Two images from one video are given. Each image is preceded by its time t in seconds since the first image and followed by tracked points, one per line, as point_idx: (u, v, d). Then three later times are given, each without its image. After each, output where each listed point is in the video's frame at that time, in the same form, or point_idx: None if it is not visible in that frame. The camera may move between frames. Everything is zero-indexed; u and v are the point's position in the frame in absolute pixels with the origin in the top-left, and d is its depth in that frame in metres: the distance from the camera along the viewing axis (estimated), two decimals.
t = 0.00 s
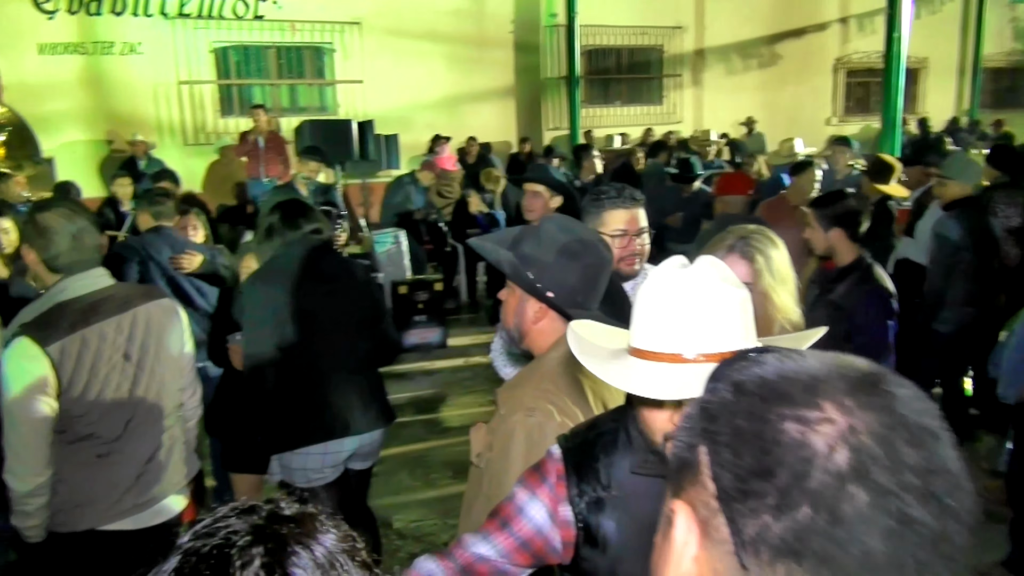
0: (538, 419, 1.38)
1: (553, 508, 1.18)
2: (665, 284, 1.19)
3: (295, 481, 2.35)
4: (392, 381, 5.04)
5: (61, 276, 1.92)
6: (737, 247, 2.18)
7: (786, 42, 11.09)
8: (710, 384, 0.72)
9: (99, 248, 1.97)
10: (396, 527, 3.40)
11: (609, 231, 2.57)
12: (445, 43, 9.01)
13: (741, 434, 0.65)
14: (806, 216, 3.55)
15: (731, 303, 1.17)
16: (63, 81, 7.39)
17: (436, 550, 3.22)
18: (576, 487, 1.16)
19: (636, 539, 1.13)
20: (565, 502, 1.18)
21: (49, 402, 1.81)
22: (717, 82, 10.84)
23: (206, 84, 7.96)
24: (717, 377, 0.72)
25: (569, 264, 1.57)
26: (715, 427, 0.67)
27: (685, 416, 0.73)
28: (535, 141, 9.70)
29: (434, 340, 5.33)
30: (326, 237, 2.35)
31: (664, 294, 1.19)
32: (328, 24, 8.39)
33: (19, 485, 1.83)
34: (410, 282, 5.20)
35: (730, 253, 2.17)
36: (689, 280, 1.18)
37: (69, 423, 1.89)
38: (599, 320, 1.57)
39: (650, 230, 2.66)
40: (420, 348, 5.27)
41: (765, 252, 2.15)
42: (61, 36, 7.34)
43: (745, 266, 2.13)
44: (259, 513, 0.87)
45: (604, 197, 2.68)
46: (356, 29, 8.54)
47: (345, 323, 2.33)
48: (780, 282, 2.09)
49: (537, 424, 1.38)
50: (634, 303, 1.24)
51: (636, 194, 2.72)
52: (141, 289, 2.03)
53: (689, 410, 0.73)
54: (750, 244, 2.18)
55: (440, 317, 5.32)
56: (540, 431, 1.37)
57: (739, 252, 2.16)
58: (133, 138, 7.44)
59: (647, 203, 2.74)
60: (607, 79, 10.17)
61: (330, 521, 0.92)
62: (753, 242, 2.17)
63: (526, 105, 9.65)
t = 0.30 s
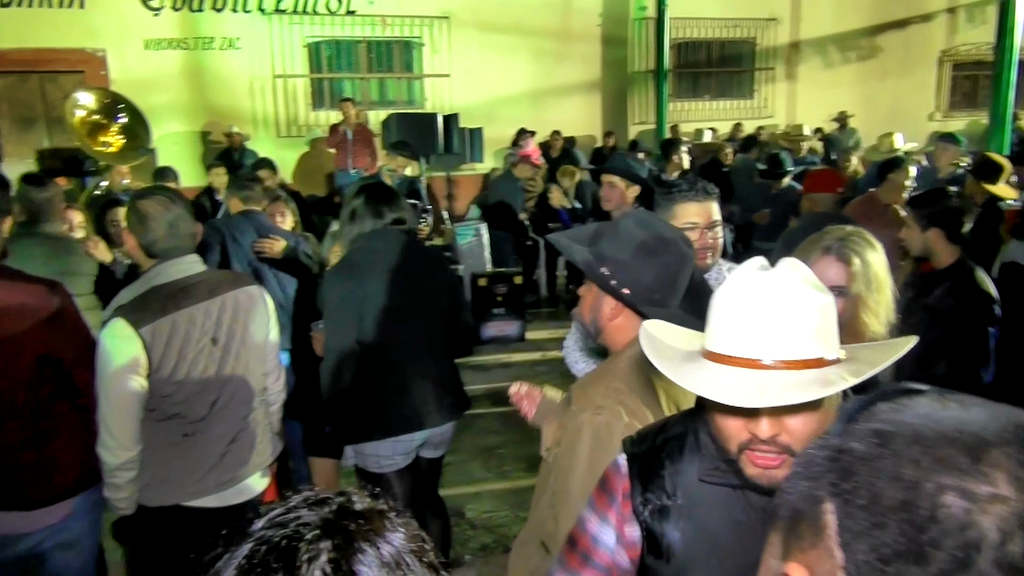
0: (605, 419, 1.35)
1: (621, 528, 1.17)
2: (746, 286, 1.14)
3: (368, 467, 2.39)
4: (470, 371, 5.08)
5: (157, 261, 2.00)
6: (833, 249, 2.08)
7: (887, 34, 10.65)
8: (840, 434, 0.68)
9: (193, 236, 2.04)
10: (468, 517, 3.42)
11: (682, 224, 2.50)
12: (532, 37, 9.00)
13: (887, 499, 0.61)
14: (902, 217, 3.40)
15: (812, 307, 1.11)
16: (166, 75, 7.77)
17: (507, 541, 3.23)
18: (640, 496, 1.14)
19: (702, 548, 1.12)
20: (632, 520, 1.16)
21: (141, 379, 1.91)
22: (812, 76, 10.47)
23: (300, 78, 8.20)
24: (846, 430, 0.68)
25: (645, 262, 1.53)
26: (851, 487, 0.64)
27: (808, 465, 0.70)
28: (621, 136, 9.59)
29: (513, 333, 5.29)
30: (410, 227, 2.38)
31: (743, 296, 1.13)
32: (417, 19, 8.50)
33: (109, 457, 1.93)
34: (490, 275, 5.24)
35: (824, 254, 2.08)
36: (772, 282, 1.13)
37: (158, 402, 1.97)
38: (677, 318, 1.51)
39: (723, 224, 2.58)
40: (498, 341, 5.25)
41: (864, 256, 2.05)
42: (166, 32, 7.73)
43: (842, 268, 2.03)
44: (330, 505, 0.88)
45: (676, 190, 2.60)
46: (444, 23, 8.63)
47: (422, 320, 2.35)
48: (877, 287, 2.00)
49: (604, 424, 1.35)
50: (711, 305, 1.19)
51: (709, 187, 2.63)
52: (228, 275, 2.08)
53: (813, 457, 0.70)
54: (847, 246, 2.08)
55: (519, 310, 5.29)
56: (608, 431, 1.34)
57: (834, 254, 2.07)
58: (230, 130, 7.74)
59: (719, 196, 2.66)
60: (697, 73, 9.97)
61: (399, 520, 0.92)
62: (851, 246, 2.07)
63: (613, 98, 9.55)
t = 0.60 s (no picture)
0: (691, 419, 1.43)
1: (681, 534, 1.23)
2: (806, 288, 1.10)
3: (443, 455, 2.43)
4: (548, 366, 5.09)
5: (248, 249, 2.07)
6: (922, 249, 2.00)
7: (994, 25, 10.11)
8: (931, 477, 0.70)
9: (282, 227, 2.11)
10: (542, 510, 3.44)
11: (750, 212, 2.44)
12: (618, 31, 8.93)
13: (983, 555, 0.61)
14: (1000, 218, 3.23)
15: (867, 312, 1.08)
16: (261, 71, 8.06)
17: (580, 535, 3.23)
18: (696, 500, 1.18)
19: (757, 551, 1.16)
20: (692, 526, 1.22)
21: (230, 362, 1.98)
22: (911, 69, 10.04)
23: (389, 73, 8.35)
24: (939, 473, 0.70)
25: (728, 257, 1.49)
26: (939, 540, 0.64)
27: (895, 504, 0.73)
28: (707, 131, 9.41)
29: (592, 329, 5.20)
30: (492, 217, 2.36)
31: (802, 298, 1.10)
32: (504, 14, 8.55)
33: (197, 437, 2.02)
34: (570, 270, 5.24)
35: (912, 254, 2.00)
36: (835, 287, 1.09)
37: (245, 386, 2.05)
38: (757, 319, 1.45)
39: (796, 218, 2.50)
40: (578, 337, 5.20)
41: (959, 256, 1.95)
42: (262, 30, 8.01)
43: (932, 268, 1.95)
44: (410, 497, 0.90)
45: (750, 182, 2.54)
46: (531, 18, 8.65)
47: (504, 321, 2.36)
48: (969, 289, 1.91)
49: (688, 424, 1.43)
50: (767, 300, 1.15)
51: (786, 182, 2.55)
52: (314, 266, 2.14)
53: (902, 495, 0.73)
54: (941, 246, 1.99)
55: (599, 306, 5.19)
56: (693, 429, 1.42)
57: (923, 255, 1.98)
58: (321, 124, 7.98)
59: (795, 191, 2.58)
60: (788, 67, 9.69)
61: (477, 514, 0.93)
62: (942, 246, 1.98)
63: (700, 93, 9.37)
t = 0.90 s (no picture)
0: (770, 412, 1.42)
1: (731, 538, 1.25)
2: (873, 282, 1.08)
3: (514, 447, 2.45)
4: (621, 363, 5.06)
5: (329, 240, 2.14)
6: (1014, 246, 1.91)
7: None
8: None
9: (364, 218, 2.18)
10: (614, 507, 3.43)
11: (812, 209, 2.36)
12: (700, 25, 8.78)
13: None
14: None
15: (945, 301, 1.08)
16: (345, 67, 8.25)
17: (651, 534, 3.21)
18: (745, 504, 1.19)
19: (806, 555, 1.15)
20: (740, 529, 1.24)
21: (310, 347, 2.05)
22: (1011, 63, 9.55)
23: (468, 69, 8.42)
24: None
25: (815, 253, 1.45)
26: None
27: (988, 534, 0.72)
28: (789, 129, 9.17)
29: (667, 327, 5.28)
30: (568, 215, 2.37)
31: (875, 291, 1.08)
32: (583, 8, 8.52)
33: (280, 420, 2.10)
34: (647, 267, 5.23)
35: (1001, 252, 1.92)
36: (909, 277, 1.08)
37: (324, 372, 2.11)
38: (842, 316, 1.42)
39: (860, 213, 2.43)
40: (652, 334, 5.24)
41: None
42: (348, 25, 8.19)
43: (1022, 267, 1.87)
44: (473, 487, 0.93)
45: (809, 178, 2.46)
46: (611, 13, 8.59)
47: (581, 321, 2.37)
48: None
49: (768, 416, 1.42)
50: (823, 303, 1.13)
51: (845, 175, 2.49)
52: (394, 257, 2.19)
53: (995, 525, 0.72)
54: None
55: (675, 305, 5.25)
56: (771, 423, 1.40)
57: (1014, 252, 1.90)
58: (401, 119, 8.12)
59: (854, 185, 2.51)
60: (877, 61, 9.36)
61: (544, 503, 0.94)
62: None
63: (784, 88, 9.13)
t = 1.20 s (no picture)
0: (832, 410, 1.41)
1: (784, 535, 1.24)
2: (933, 269, 1.09)
3: (578, 440, 2.46)
4: (689, 360, 5.00)
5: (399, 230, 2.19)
6: None
7: None
8: None
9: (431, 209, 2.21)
10: (679, 505, 3.41)
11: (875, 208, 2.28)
12: (775, 18, 8.59)
13: None
14: None
15: (1003, 294, 1.06)
16: (416, 61, 8.35)
17: (716, 534, 3.18)
18: (800, 500, 1.17)
19: (865, 553, 1.14)
20: (794, 527, 1.22)
21: (378, 334, 2.10)
22: None
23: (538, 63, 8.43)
24: None
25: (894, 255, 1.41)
26: None
27: None
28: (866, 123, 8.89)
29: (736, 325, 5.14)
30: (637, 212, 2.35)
31: (926, 279, 1.09)
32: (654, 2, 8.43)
33: (348, 405, 2.16)
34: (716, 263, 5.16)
35: None
36: (964, 269, 1.08)
37: (392, 361, 2.16)
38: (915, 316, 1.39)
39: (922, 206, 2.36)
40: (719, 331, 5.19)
41: None
42: (420, 20, 8.31)
43: None
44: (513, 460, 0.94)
45: (866, 173, 2.38)
46: (682, 6, 8.48)
47: (646, 316, 2.37)
48: None
49: (830, 413, 1.41)
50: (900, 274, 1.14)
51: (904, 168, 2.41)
52: (461, 249, 2.22)
53: None
54: None
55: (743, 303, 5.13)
56: (832, 420, 1.40)
57: None
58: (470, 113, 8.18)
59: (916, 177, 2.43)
60: (961, 54, 8.99)
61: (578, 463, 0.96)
62: None
63: (863, 82, 8.85)
